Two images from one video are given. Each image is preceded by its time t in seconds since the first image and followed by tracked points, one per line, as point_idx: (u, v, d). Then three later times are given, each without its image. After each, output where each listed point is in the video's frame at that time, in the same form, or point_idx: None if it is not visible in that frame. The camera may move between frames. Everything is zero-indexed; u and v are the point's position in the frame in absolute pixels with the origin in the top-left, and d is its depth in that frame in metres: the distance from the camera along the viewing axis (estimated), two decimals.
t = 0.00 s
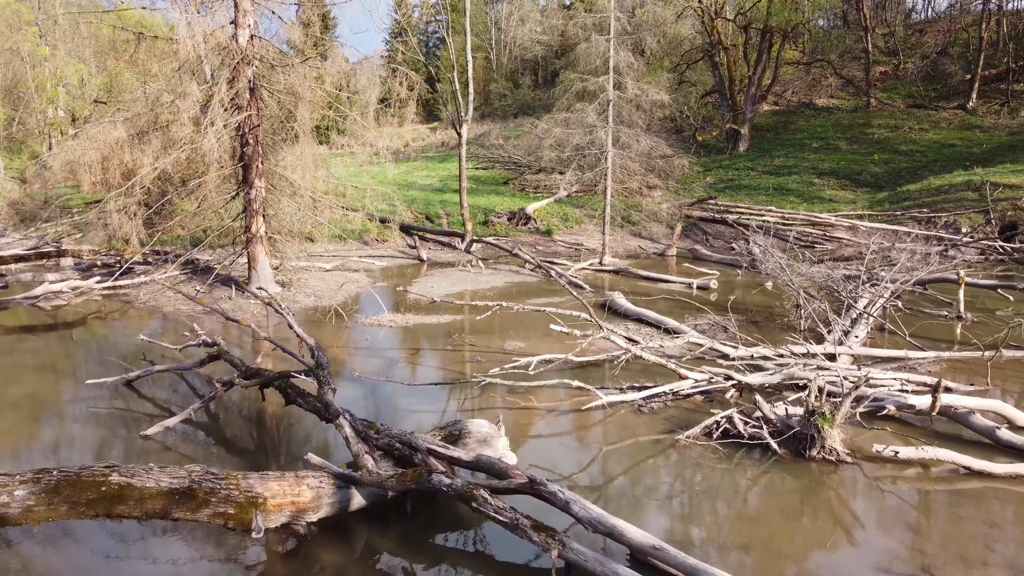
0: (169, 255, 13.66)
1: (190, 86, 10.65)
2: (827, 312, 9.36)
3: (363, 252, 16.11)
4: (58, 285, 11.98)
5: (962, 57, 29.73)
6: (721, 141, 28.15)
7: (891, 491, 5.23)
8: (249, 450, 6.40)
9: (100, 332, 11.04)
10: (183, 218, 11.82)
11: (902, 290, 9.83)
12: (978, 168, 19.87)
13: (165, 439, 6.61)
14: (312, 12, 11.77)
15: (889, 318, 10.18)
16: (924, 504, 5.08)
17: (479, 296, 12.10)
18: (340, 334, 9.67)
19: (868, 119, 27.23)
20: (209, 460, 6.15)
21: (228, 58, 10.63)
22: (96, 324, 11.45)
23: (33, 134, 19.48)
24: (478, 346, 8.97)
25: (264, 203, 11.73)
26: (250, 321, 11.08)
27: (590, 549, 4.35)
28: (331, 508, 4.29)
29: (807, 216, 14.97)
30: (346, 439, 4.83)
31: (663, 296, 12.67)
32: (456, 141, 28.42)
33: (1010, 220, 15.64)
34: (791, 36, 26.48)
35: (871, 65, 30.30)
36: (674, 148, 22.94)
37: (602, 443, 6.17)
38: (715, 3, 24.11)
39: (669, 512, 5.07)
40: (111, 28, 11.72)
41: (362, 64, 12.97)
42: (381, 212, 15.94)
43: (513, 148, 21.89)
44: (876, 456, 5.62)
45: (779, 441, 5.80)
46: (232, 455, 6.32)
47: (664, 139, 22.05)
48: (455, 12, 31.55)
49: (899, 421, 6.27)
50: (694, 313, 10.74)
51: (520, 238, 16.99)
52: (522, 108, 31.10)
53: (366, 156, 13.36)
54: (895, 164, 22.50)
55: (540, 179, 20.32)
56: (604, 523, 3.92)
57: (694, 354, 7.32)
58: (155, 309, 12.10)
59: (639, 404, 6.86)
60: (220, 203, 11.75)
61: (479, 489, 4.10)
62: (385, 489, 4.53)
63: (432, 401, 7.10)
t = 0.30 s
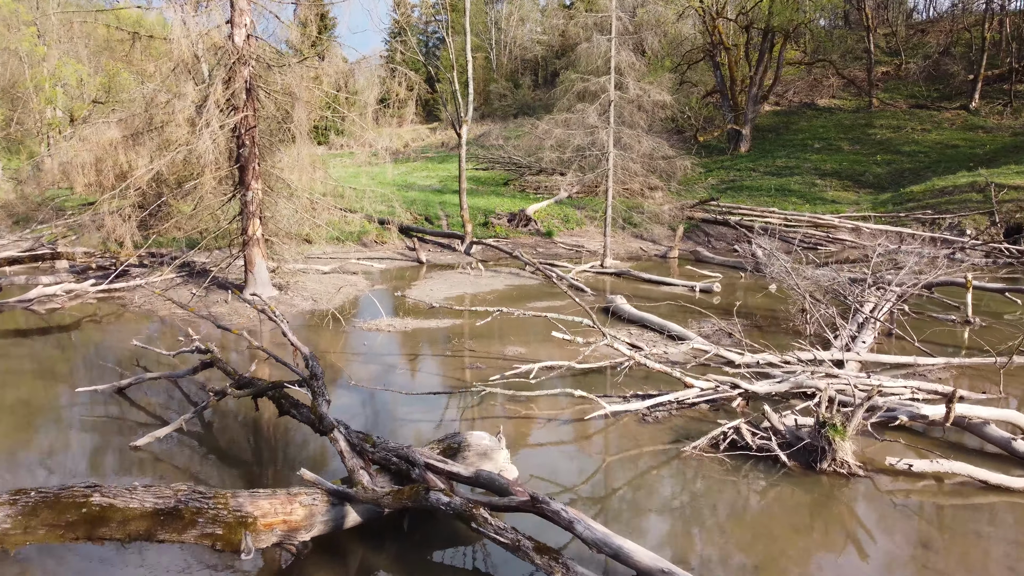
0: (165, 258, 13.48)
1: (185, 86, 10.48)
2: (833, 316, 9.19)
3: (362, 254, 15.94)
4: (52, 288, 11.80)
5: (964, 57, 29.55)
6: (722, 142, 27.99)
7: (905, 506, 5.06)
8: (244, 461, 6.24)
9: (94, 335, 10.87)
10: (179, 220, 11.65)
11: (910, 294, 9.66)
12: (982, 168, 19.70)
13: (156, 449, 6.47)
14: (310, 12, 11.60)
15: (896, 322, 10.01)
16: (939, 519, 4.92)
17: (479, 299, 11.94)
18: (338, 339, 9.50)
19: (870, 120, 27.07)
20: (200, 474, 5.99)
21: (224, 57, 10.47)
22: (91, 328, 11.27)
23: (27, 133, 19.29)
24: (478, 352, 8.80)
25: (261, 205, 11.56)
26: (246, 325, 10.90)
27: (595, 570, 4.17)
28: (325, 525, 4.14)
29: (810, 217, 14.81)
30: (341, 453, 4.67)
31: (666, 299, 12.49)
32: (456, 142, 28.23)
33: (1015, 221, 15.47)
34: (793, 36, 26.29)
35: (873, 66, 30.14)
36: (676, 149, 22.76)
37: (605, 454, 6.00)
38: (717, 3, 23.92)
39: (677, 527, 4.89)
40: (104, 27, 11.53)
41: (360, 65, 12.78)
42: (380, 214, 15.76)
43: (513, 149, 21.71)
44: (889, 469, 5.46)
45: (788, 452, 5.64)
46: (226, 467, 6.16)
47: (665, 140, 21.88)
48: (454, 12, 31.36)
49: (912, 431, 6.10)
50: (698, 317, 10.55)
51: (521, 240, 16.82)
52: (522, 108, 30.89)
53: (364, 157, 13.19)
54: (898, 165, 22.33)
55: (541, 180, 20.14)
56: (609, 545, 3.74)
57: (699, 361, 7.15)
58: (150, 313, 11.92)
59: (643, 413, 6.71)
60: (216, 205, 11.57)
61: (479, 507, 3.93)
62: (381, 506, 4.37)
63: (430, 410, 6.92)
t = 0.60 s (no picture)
0: (161, 260, 13.30)
1: (180, 86, 10.32)
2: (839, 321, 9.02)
3: (360, 256, 15.77)
4: (45, 291, 11.62)
5: (967, 57, 29.36)
6: (723, 142, 27.82)
7: (920, 523, 4.88)
8: (236, 474, 6.09)
9: (88, 340, 10.70)
10: (173, 223, 11.48)
11: (916, 298, 9.48)
12: (985, 169, 19.53)
13: (146, 461, 6.31)
14: (307, 12, 11.41)
15: (903, 327, 9.83)
16: (956, 537, 4.74)
17: (478, 303, 11.77)
18: (335, 345, 9.34)
19: (872, 120, 26.90)
20: (191, 488, 5.84)
21: (219, 58, 10.28)
22: (84, 332, 11.10)
23: (24, 134, 18.48)
24: (477, 358, 8.63)
25: (257, 207, 11.39)
26: (242, 329, 10.73)
27: None
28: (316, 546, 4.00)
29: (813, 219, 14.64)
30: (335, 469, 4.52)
31: (669, 302, 12.33)
32: (456, 142, 28.07)
33: (1021, 223, 15.29)
34: (795, 36, 26.13)
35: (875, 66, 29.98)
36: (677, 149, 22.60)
37: (606, 465, 5.84)
38: (718, 3, 23.73)
39: (682, 543, 4.75)
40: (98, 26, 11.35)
41: (359, 64, 12.60)
42: (378, 216, 15.60)
43: (513, 149, 21.54)
44: (900, 482, 5.29)
45: (795, 465, 5.46)
46: (218, 480, 6.02)
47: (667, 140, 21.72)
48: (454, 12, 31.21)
49: (922, 441, 5.94)
50: (701, 322, 10.36)
51: (521, 242, 16.65)
52: (522, 109, 30.71)
53: (363, 158, 13.02)
54: (900, 166, 22.15)
55: (541, 181, 19.98)
56: (612, 568, 3.55)
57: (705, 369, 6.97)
58: (145, 317, 11.74)
59: (646, 423, 6.54)
60: (212, 208, 11.40)
61: (474, 528, 3.78)
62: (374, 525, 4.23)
63: (428, 420, 6.77)
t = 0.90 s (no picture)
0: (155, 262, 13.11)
1: (174, 86, 10.12)
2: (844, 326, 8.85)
3: (358, 258, 15.59)
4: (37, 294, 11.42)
5: (969, 57, 29.22)
6: (724, 142, 27.62)
7: (934, 540, 4.71)
8: (229, 485, 5.92)
9: (80, 344, 10.52)
10: (168, 225, 11.30)
11: (923, 302, 9.31)
12: (989, 170, 19.36)
13: (135, 473, 6.09)
14: (303, 10, 11.21)
15: (908, 331, 9.67)
16: (971, 554, 4.57)
17: (477, 306, 11.61)
18: (332, 350, 9.16)
19: (874, 120, 26.73)
20: (183, 501, 5.63)
21: (214, 57, 10.10)
22: (77, 336, 10.92)
23: (20, 134, 18.32)
24: (476, 364, 8.46)
25: (253, 209, 11.20)
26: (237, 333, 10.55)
27: None
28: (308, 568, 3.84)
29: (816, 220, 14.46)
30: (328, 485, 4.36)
31: (670, 305, 12.15)
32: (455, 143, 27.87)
33: None
34: (796, 36, 25.96)
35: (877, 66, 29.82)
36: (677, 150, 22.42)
37: (608, 477, 5.65)
38: (719, 2, 23.55)
39: (688, 561, 4.57)
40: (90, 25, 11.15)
41: (357, 64, 12.41)
42: (376, 217, 15.42)
43: (513, 150, 21.36)
44: (912, 496, 5.12)
45: (804, 478, 5.29)
46: (209, 491, 5.84)
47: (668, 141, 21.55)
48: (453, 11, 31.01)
49: (934, 452, 5.77)
50: (703, 326, 10.19)
51: (521, 243, 16.46)
52: (522, 109, 30.52)
53: (360, 159, 12.85)
54: (902, 167, 21.99)
55: (541, 182, 19.80)
56: None
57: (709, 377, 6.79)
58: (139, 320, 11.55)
59: (649, 433, 6.36)
60: (207, 210, 11.22)
61: (472, 549, 3.61)
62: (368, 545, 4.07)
63: (426, 428, 6.60)
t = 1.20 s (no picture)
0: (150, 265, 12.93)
1: (167, 86, 9.97)
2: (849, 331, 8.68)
3: (356, 260, 15.42)
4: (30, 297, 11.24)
5: (971, 57, 29.06)
6: (725, 143, 27.45)
7: (949, 556, 4.54)
8: (220, 496, 5.73)
9: (72, 348, 10.34)
10: (162, 227, 11.14)
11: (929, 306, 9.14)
12: (992, 171, 19.20)
13: (123, 485, 5.88)
14: (299, 9, 11.05)
15: (914, 336, 9.50)
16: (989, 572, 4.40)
17: (475, 309, 11.43)
18: (328, 354, 9.00)
19: (875, 120, 26.56)
20: (172, 513, 5.44)
21: (208, 56, 9.96)
22: (69, 339, 10.74)
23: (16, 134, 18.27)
24: (475, 369, 8.30)
25: (248, 210, 11.03)
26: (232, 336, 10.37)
27: None
28: None
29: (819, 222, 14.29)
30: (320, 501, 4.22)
31: (672, 308, 11.99)
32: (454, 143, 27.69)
33: None
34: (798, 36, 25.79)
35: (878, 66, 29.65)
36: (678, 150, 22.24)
37: (611, 489, 5.47)
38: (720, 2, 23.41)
39: None
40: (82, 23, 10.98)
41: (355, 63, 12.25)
42: (374, 219, 15.25)
43: (513, 150, 21.19)
44: (926, 510, 4.96)
45: (813, 491, 5.12)
46: (199, 502, 5.65)
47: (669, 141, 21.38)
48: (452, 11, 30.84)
49: (947, 464, 5.61)
50: (706, 330, 10.03)
51: (521, 245, 16.29)
52: (522, 109, 30.35)
53: (358, 159, 12.68)
54: (904, 167, 21.82)
55: (541, 182, 19.64)
56: None
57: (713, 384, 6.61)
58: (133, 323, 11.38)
59: (652, 443, 6.17)
60: (202, 211, 11.06)
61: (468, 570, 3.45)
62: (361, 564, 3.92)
63: (424, 437, 6.43)
